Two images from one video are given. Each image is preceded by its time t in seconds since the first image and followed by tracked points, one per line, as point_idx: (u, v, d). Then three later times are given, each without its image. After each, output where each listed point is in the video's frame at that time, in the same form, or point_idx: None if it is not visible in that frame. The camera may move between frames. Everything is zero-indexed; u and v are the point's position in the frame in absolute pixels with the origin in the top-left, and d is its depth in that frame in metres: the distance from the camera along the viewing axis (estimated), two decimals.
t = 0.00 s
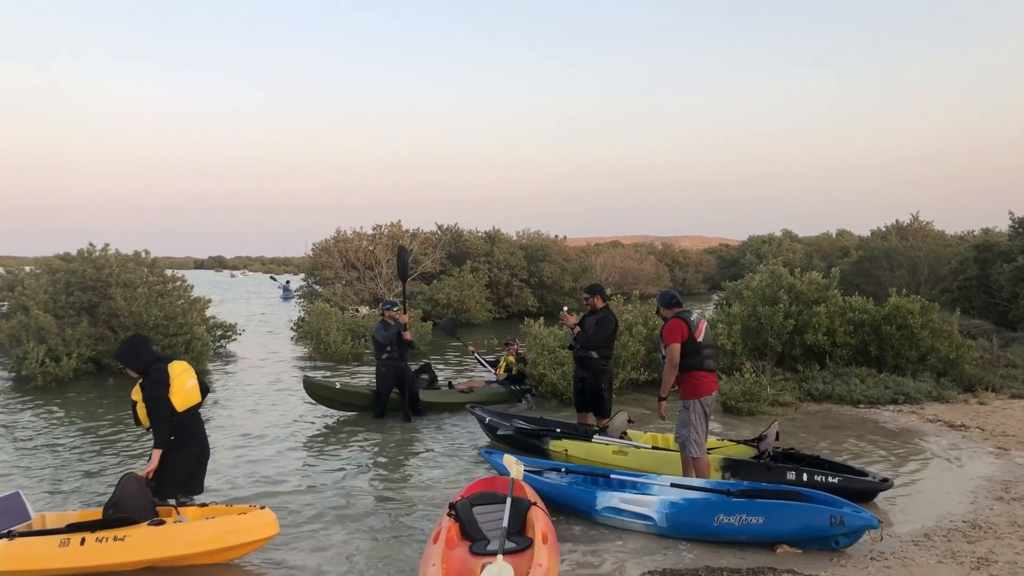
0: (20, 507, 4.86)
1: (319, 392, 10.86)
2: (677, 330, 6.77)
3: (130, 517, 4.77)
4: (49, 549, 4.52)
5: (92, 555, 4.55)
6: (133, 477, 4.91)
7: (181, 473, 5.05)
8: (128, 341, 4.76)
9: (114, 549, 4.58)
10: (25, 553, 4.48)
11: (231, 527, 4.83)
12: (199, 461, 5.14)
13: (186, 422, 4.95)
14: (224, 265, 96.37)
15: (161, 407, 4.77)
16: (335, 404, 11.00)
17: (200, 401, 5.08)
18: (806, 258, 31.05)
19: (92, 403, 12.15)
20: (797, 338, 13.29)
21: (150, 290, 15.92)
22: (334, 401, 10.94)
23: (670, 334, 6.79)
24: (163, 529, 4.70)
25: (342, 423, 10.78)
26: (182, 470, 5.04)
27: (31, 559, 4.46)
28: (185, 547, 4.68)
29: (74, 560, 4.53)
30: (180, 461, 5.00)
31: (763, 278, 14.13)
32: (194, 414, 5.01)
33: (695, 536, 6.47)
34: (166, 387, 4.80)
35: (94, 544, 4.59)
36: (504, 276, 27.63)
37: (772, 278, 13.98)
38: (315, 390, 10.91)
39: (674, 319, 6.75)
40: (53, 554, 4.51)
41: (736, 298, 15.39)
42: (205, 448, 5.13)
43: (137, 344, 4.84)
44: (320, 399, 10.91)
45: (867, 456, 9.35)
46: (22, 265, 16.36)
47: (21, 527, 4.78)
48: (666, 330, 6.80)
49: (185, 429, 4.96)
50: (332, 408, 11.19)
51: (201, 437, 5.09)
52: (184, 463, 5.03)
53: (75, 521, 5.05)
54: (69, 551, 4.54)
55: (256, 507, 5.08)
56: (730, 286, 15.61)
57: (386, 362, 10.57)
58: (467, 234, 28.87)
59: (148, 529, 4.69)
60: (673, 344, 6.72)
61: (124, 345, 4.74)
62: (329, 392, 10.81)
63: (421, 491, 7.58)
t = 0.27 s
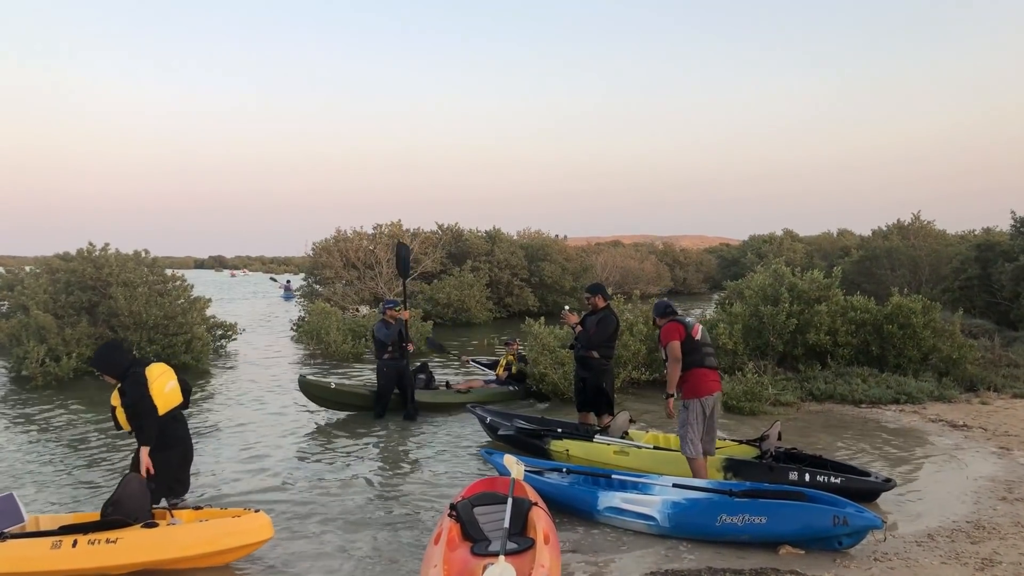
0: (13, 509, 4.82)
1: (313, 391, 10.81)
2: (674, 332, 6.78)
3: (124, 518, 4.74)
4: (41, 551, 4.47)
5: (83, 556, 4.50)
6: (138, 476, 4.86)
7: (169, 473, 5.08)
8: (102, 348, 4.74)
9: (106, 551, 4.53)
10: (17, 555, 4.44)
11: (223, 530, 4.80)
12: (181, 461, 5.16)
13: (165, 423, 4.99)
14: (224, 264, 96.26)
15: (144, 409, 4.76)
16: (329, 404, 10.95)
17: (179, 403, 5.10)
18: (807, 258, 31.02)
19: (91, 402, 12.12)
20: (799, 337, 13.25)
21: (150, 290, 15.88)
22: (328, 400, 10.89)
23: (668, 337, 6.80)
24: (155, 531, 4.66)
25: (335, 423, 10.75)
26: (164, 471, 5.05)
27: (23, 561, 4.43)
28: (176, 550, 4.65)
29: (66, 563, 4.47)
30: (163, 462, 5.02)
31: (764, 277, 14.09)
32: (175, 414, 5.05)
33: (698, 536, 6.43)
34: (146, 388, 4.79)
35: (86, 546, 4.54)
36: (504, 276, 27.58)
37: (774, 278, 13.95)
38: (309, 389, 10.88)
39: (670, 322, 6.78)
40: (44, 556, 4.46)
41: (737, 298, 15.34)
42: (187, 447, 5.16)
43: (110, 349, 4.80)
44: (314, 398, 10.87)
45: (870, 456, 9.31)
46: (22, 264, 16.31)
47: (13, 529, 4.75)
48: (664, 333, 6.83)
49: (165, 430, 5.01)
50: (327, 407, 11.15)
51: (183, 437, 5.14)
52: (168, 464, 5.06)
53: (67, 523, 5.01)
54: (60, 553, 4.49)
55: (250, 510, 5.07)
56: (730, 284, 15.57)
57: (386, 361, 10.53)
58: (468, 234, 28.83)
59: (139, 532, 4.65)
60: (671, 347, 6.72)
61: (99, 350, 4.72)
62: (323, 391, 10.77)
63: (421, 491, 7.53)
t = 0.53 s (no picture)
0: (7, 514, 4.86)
1: (307, 392, 10.75)
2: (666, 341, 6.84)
3: (115, 525, 4.70)
4: (31, 557, 4.43)
5: (73, 562, 4.45)
6: (131, 482, 4.83)
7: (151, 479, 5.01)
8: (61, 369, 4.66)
9: (97, 557, 4.49)
10: (8, 560, 4.40)
11: (214, 536, 4.77)
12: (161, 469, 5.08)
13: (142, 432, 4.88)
14: (225, 264, 96.24)
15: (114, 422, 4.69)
16: (324, 405, 10.89)
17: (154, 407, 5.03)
18: (808, 258, 30.96)
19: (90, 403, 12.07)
20: (800, 338, 13.19)
21: (149, 290, 15.84)
22: (322, 401, 10.83)
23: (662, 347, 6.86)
24: (146, 537, 4.62)
25: (330, 424, 10.68)
26: (147, 479, 4.99)
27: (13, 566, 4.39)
28: (167, 554, 4.62)
29: (57, 568, 4.43)
30: (146, 470, 4.95)
31: (765, 278, 14.03)
32: (151, 419, 4.95)
33: (699, 538, 6.37)
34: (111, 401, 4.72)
35: (76, 551, 4.50)
36: (504, 276, 27.53)
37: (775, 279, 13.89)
38: (303, 390, 10.81)
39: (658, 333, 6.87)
40: (35, 561, 4.42)
41: (738, 298, 15.28)
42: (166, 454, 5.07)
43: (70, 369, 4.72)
44: (309, 400, 10.80)
45: (872, 457, 9.26)
46: (22, 264, 16.28)
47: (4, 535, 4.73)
48: (656, 345, 6.98)
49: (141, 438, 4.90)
50: (322, 408, 11.09)
51: (163, 444, 5.04)
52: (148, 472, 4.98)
53: (60, 527, 4.97)
54: (51, 558, 4.44)
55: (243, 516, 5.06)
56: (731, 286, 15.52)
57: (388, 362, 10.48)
58: (468, 233, 28.78)
59: (130, 537, 4.61)
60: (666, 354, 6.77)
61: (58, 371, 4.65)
62: (318, 392, 10.71)
63: (419, 493, 7.48)
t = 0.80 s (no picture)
0: None
1: (302, 393, 10.67)
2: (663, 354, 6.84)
3: (102, 530, 4.67)
4: (18, 563, 4.37)
5: (60, 568, 4.38)
6: (118, 487, 4.85)
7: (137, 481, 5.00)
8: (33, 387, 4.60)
9: (83, 564, 4.41)
10: None
11: (205, 542, 4.73)
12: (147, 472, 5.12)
13: (127, 434, 4.94)
14: (225, 263, 96.20)
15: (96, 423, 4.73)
16: (318, 406, 10.81)
17: (133, 409, 5.08)
18: (808, 258, 30.89)
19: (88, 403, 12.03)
20: (801, 338, 13.12)
21: (148, 290, 15.80)
22: (317, 402, 10.76)
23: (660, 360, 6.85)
24: (135, 543, 4.56)
25: (324, 425, 10.61)
26: (135, 483, 5.01)
27: None
28: (156, 561, 4.54)
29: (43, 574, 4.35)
30: (135, 471, 5.01)
31: (765, 278, 13.96)
32: (135, 420, 5.03)
33: (700, 542, 6.30)
34: (89, 408, 4.67)
35: (63, 558, 4.42)
36: (504, 275, 27.47)
37: (775, 277, 13.84)
38: (298, 391, 10.74)
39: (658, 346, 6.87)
40: (21, 568, 4.36)
41: (739, 298, 15.21)
42: (153, 456, 5.12)
43: (44, 385, 4.66)
44: (304, 401, 10.73)
45: (873, 459, 9.19)
46: (20, 264, 16.22)
47: None
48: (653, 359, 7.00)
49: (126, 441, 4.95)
50: (317, 409, 11.02)
51: (148, 446, 5.09)
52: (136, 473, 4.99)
53: (49, 534, 4.91)
54: (37, 565, 4.38)
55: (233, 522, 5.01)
56: (732, 285, 15.44)
57: (388, 364, 10.40)
58: (468, 233, 28.72)
59: (119, 544, 4.54)
60: (664, 364, 6.75)
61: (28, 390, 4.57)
62: (312, 393, 10.63)
63: (416, 496, 7.41)
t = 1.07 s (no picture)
0: None
1: (295, 393, 10.52)
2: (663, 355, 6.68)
3: (87, 534, 4.52)
4: None
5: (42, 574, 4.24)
6: (104, 490, 4.66)
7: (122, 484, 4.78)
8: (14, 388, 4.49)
9: (65, 569, 4.27)
10: None
11: (190, 547, 4.57)
12: (135, 475, 4.87)
13: (110, 437, 4.70)
14: (225, 263, 96.06)
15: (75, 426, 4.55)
16: (312, 406, 10.66)
17: (121, 410, 4.85)
18: (809, 257, 30.72)
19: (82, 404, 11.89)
20: (802, 338, 12.98)
21: (145, 290, 15.66)
22: (311, 402, 10.60)
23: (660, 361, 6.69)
24: (120, 548, 4.41)
25: (318, 425, 10.46)
26: (119, 487, 4.79)
27: None
28: (140, 566, 4.38)
29: None
30: (119, 475, 4.76)
31: (767, 277, 13.82)
32: (119, 421, 4.78)
33: (699, 546, 6.17)
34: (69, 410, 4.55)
35: (45, 564, 4.28)
36: (504, 275, 27.34)
37: (776, 276, 13.70)
38: (293, 391, 10.60)
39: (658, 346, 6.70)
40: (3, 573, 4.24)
41: (739, 298, 15.07)
42: (140, 458, 4.87)
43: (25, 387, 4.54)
44: (298, 401, 10.58)
45: (875, 460, 9.05)
46: (16, 264, 16.07)
47: None
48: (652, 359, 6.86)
49: (109, 444, 4.70)
50: (311, 410, 10.87)
51: (134, 449, 4.83)
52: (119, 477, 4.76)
53: (34, 539, 4.78)
54: (18, 571, 4.25)
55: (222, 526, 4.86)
56: (733, 284, 15.30)
57: (385, 364, 10.27)
58: (467, 233, 28.58)
59: (103, 549, 4.40)
60: (664, 365, 6.59)
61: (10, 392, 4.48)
62: (306, 393, 10.48)
63: (412, 499, 7.27)
